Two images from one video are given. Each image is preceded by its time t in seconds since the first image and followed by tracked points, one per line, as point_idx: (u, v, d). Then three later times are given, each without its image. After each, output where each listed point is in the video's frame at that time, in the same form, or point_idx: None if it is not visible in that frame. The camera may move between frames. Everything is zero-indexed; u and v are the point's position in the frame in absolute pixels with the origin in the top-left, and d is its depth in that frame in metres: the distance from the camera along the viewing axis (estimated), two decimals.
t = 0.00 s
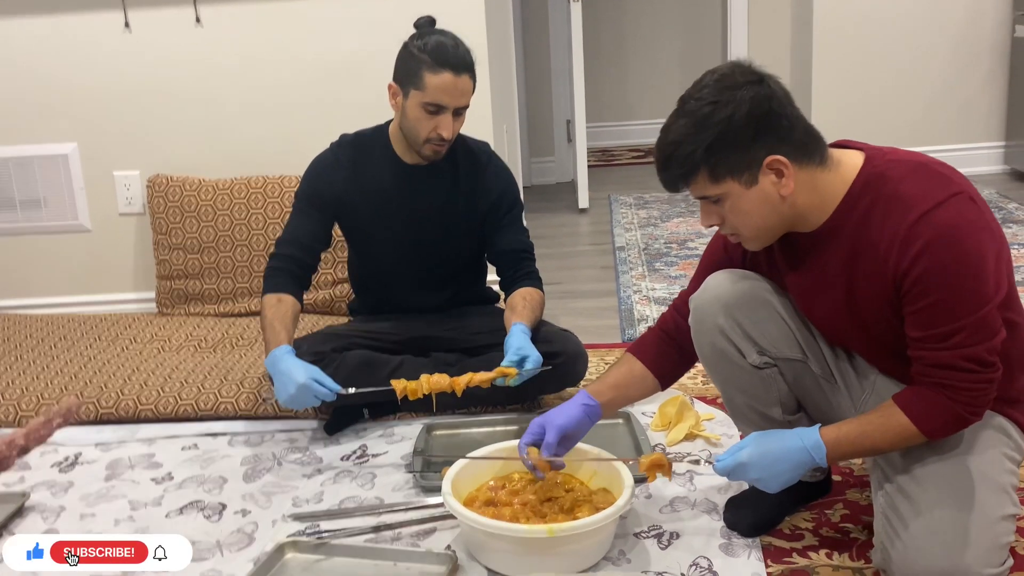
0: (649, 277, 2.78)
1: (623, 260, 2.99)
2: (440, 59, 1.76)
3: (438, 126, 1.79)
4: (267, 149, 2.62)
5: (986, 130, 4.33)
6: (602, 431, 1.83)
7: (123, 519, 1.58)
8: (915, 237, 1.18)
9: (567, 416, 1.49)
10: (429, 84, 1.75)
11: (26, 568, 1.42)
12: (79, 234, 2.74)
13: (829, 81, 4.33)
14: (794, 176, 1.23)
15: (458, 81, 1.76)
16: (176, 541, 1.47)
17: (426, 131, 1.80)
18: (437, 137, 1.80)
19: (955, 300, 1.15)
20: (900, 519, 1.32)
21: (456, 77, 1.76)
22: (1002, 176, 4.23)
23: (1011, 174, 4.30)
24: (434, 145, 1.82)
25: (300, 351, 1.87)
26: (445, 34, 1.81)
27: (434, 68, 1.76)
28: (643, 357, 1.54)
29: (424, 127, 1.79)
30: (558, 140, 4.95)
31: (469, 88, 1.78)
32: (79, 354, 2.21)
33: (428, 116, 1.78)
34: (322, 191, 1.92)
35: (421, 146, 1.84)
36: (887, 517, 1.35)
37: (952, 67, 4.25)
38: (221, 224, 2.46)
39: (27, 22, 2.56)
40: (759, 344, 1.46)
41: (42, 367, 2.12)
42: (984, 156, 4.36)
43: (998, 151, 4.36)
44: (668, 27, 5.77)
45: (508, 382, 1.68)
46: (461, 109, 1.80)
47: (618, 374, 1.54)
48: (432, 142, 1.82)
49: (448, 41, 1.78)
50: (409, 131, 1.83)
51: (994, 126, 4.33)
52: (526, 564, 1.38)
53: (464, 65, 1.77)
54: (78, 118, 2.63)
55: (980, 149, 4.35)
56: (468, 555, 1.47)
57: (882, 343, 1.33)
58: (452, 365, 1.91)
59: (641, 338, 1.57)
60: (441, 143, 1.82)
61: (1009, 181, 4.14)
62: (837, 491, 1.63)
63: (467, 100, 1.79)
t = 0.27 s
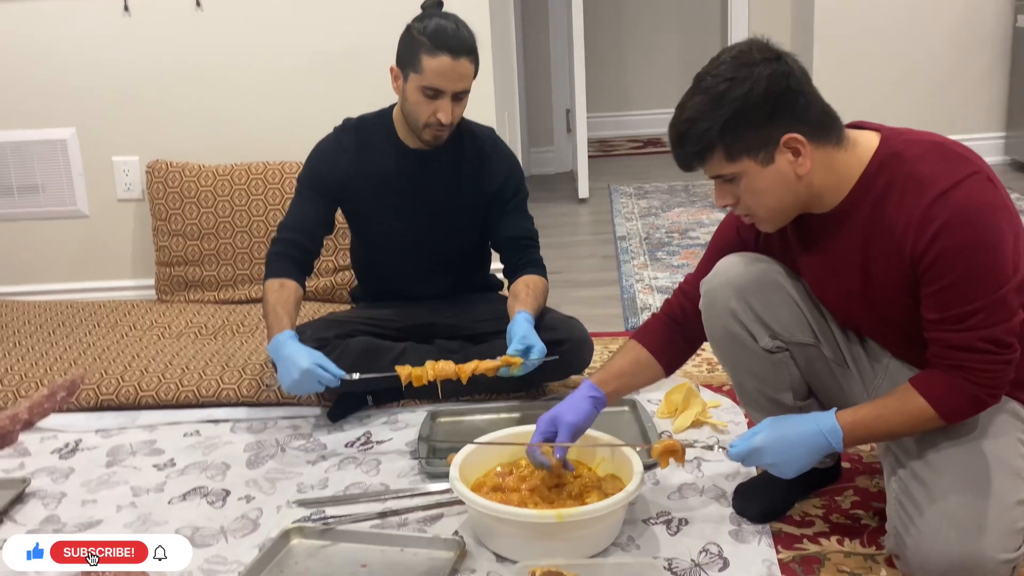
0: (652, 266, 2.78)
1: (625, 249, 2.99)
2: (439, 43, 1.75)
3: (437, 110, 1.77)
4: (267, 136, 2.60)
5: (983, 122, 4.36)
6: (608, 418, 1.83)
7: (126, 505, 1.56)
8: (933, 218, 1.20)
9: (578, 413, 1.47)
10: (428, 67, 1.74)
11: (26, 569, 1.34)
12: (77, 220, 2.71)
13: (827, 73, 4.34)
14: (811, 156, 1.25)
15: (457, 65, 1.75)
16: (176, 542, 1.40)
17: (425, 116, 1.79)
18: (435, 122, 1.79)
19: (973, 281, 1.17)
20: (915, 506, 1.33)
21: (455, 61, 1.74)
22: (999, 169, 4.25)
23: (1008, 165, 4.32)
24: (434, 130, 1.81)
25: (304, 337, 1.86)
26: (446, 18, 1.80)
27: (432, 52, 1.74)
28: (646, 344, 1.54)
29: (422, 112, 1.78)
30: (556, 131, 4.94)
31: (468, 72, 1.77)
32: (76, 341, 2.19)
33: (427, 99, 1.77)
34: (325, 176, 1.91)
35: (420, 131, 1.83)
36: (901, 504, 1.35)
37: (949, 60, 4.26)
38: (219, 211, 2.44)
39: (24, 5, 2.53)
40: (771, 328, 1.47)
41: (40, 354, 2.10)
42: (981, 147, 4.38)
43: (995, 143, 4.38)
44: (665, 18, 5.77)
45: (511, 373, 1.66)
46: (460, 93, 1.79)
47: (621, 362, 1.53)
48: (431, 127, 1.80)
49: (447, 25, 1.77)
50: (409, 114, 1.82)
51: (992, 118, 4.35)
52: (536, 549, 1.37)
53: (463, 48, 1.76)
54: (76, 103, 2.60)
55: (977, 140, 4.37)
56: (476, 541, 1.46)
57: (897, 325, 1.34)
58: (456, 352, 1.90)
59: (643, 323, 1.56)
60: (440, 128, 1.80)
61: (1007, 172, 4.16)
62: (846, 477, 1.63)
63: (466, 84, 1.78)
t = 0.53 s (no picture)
0: (648, 262, 2.77)
1: (621, 245, 2.99)
2: (428, 36, 1.74)
3: (429, 104, 1.76)
4: (262, 131, 2.59)
5: (978, 119, 4.36)
6: (606, 414, 1.82)
7: (121, 501, 1.55)
8: (934, 213, 1.20)
9: (574, 407, 1.47)
10: (417, 62, 1.73)
11: (26, 568, 1.34)
12: (72, 215, 2.69)
13: (823, 70, 4.34)
14: (809, 153, 1.25)
15: (447, 58, 1.74)
16: (176, 541, 1.40)
17: (417, 110, 1.78)
18: (428, 116, 1.78)
19: (974, 278, 1.17)
20: (915, 503, 1.33)
21: (444, 54, 1.73)
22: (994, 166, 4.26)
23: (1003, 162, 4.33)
24: (427, 124, 1.80)
25: (300, 332, 1.85)
26: (436, 11, 1.79)
27: (422, 46, 1.74)
28: (644, 339, 1.53)
29: (414, 106, 1.77)
30: (552, 127, 4.93)
31: (459, 65, 1.75)
32: (70, 337, 2.18)
33: (418, 94, 1.76)
34: (321, 170, 1.90)
35: (414, 125, 1.82)
36: (901, 501, 1.35)
37: (944, 57, 4.27)
38: (214, 207, 2.42)
39: None
40: (770, 324, 1.46)
41: (34, 350, 2.09)
42: (976, 144, 4.39)
43: (990, 140, 4.39)
44: (661, 14, 5.76)
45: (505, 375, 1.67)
46: (451, 86, 1.77)
47: (619, 356, 1.53)
48: (424, 121, 1.79)
49: (437, 18, 1.75)
50: (402, 108, 1.81)
51: (987, 115, 4.36)
52: (534, 546, 1.37)
53: (452, 41, 1.75)
54: (70, 97, 2.58)
55: (972, 137, 4.38)
56: (474, 537, 1.46)
57: (897, 322, 1.34)
58: (454, 348, 1.90)
59: (641, 318, 1.56)
60: (433, 122, 1.79)
61: (1002, 169, 4.17)
62: (844, 473, 1.63)
63: (457, 77, 1.76)
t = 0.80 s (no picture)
0: (636, 264, 2.78)
1: (609, 247, 2.99)
2: (406, 37, 1.76)
3: (410, 104, 1.76)
4: (249, 133, 2.58)
5: (966, 120, 4.38)
6: (592, 417, 1.82)
7: (106, 506, 1.55)
8: (916, 219, 1.20)
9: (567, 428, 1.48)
10: (395, 63, 1.74)
11: (26, 568, 1.31)
12: (57, 218, 2.68)
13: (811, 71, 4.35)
14: (793, 159, 1.25)
15: (425, 57, 1.75)
16: (176, 540, 1.36)
17: (399, 110, 1.78)
18: (409, 115, 1.77)
19: (955, 283, 1.18)
20: (897, 505, 1.33)
21: (422, 53, 1.74)
22: (981, 167, 4.27)
23: (991, 163, 4.34)
24: (409, 124, 1.79)
25: (286, 335, 1.85)
26: (413, 13, 1.80)
27: (399, 46, 1.75)
28: (631, 343, 1.53)
29: (396, 107, 1.77)
30: (541, 128, 4.93)
31: (438, 64, 1.77)
32: (56, 340, 2.17)
33: (398, 94, 1.77)
34: (307, 172, 1.89)
35: (397, 127, 1.81)
36: (884, 503, 1.36)
37: (932, 58, 4.28)
38: (201, 209, 2.42)
39: None
40: (754, 328, 1.47)
41: (19, 354, 2.08)
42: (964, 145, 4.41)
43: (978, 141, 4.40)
44: (650, 14, 5.77)
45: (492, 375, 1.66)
46: (432, 85, 1.78)
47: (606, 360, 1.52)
48: (406, 121, 1.79)
49: (414, 20, 1.77)
50: (384, 110, 1.81)
51: (974, 116, 4.37)
52: (519, 550, 1.37)
53: (429, 41, 1.76)
54: (55, 99, 2.57)
55: (960, 138, 4.40)
56: (459, 541, 1.46)
57: (879, 326, 1.35)
58: (442, 349, 1.89)
59: (628, 323, 1.56)
60: (415, 122, 1.79)
61: (989, 170, 4.19)
62: (828, 476, 1.63)
63: (437, 76, 1.77)
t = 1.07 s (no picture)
0: (628, 263, 2.78)
1: (601, 247, 2.99)
2: (390, 36, 1.76)
3: (396, 102, 1.76)
4: (241, 134, 2.58)
5: (958, 118, 4.39)
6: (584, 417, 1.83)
7: (97, 510, 1.55)
8: (904, 221, 1.21)
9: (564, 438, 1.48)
10: (380, 61, 1.75)
11: (25, 569, 1.38)
12: (49, 220, 2.68)
13: (804, 69, 4.36)
14: (782, 162, 1.25)
15: (409, 55, 1.75)
16: (176, 540, 1.41)
17: (386, 110, 1.78)
18: (397, 114, 1.77)
19: (942, 286, 1.18)
20: (886, 505, 1.34)
21: (406, 51, 1.75)
22: (973, 165, 4.29)
23: (983, 161, 4.36)
24: (397, 123, 1.79)
25: (278, 338, 1.85)
26: (398, 12, 1.80)
27: (383, 46, 1.75)
28: (621, 344, 1.53)
29: (382, 106, 1.77)
30: (534, 127, 4.93)
31: (423, 61, 1.77)
32: (48, 342, 2.16)
33: (384, 94, 1.77)
34: (297, 174, 1.89)
35: (384, 127, 1.81)
36: (873, 503, 1.36)
37: (924, 56, 4.29)
38: (193, 210, 2.41)
39: None
40: (744, 329, 1.47)
41: (12, 356, 2.08)
42: (957, 143, 4.42)
43: (970, 139, 4.41)
44: (644, 13, 5.77)
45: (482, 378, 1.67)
46: (417, 83, 1.78)
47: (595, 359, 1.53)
48: (394, 120, 1.78)
49: (398, 19, 1.77)
50: (371, 111, 1.81)
51: (967, 114, 4.38)
52: (511, 552, 1.37)
53: (414, 39, 1.77)
54: (46, 101, 2.56)
55: (953, 136, 4.41)
56: (451, 544, 1.46)
57: (868, 328, 1.35)
58: (433, 351, 1.89)
59: (618, 324, 1.56)
60: (402, 121, 1.79)
61: (981, 168, 4.20)
62: (819, 476, 1.64)
63: (422, 73, 1.77)
